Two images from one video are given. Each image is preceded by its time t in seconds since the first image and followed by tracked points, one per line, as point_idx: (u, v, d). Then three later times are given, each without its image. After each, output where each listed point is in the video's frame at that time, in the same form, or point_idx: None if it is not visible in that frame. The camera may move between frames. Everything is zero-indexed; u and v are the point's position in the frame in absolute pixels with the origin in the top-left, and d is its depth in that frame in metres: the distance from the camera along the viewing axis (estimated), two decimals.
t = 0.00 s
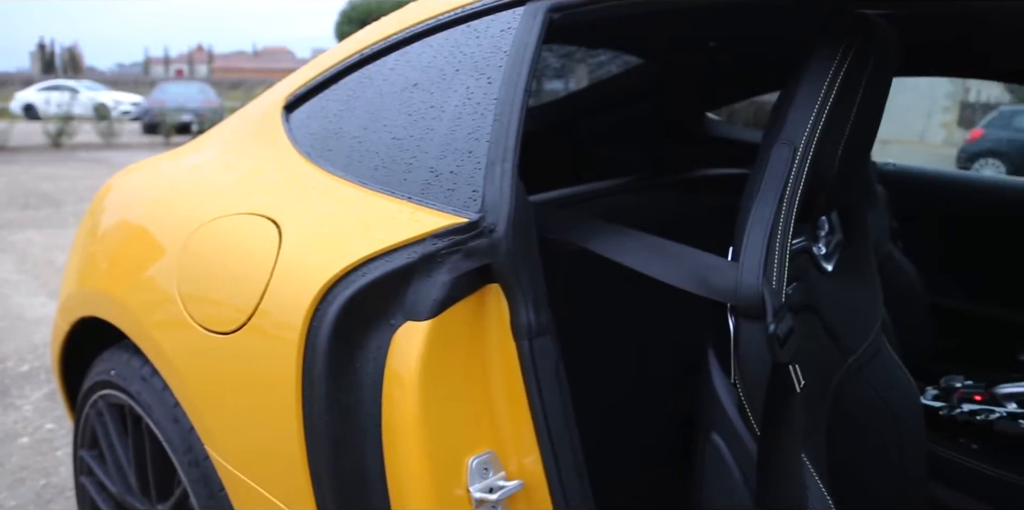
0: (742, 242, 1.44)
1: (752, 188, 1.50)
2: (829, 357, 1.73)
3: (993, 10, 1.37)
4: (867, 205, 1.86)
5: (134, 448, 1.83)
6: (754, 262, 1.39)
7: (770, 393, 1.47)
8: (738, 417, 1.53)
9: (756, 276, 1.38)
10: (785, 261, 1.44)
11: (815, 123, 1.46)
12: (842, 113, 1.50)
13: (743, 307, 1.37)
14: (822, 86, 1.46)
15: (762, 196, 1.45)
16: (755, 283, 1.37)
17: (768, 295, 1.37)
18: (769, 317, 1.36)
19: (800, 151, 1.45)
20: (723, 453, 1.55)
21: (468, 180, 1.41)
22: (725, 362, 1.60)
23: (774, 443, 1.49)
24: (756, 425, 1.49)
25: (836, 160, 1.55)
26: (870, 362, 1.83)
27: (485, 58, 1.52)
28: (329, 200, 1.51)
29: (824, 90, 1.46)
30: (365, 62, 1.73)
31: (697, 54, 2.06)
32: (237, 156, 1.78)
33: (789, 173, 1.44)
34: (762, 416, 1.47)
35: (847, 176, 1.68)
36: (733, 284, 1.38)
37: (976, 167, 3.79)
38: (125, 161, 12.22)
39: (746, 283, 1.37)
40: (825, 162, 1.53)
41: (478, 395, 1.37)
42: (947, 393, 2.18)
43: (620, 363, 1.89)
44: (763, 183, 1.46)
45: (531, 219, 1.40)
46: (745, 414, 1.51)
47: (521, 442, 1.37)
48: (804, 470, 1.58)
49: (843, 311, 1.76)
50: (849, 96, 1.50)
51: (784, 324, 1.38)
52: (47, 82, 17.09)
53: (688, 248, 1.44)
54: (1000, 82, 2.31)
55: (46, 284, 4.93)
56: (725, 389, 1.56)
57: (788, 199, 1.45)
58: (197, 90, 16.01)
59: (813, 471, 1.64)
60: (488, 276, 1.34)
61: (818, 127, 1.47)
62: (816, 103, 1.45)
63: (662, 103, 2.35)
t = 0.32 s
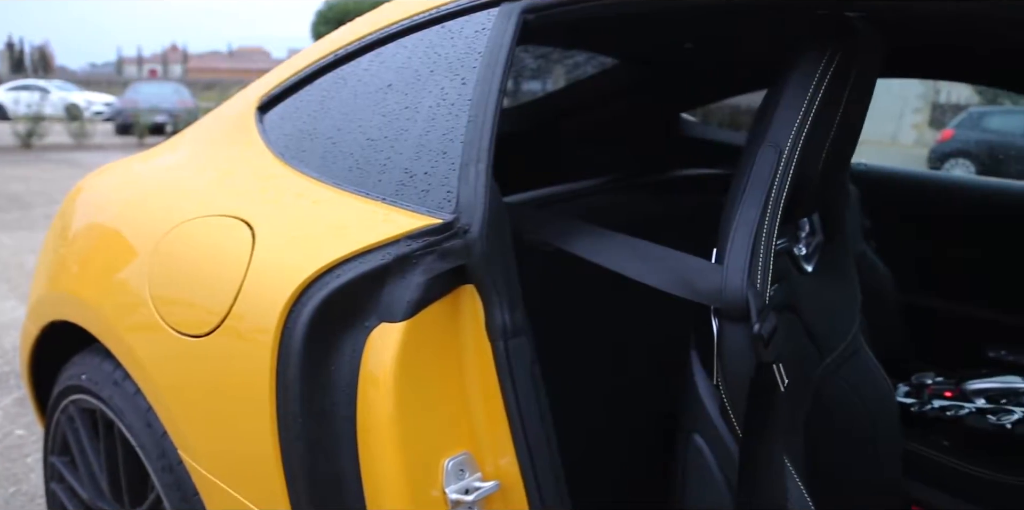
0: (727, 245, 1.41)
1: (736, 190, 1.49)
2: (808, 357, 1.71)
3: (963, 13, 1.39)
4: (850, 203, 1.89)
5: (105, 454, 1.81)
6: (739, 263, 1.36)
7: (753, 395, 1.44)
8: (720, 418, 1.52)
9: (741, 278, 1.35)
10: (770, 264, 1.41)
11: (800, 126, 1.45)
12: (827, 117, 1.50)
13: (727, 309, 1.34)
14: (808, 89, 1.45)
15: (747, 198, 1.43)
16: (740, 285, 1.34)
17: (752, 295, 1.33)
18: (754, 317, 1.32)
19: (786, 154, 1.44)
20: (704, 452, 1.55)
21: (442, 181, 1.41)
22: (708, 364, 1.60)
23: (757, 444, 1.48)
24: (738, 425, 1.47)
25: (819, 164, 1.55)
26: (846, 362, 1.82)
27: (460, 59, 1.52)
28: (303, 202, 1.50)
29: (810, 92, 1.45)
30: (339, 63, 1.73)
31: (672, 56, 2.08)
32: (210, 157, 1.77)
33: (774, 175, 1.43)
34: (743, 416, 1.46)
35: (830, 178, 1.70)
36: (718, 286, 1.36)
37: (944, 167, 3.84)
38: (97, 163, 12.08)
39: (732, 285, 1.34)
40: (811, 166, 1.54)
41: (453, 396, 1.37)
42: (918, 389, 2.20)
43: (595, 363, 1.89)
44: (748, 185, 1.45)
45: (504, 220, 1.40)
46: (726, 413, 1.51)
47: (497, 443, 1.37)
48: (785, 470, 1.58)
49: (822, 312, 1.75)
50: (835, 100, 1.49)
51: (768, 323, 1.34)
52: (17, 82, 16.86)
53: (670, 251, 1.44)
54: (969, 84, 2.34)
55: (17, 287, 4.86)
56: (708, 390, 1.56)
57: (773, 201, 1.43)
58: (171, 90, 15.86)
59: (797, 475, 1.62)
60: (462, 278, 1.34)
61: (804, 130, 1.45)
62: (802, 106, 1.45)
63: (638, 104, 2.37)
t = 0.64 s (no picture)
0: (712, 249, 1.39)
1: (721, 193, 1.47)
2: (789, 360, 1.70)
3: (936, 16, 1.40)
4: (833, 204, 1.86)
5: (77, 459, 1.79)
6: (725, 268, 1.35)
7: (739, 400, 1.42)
8: (704, 422, 1.51)
9: (728, 281, 1.33)
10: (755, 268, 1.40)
11: (787, 130, 1.43)
12: (813, 122, 1.49)
13: (712, 313, 1.33)
14: (796, 93, 1.44)
15: (733, 202, 1.41)
16: (726, 289, 1.33)
17: (739, 300, 1.32)
18: (740, 319, 1.31)
19: (772, 158, 1.42)
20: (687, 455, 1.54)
21: (417, 182, 1.41)
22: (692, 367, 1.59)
23: (739, 445, 1.48)
24: (721, 428, 1.46)
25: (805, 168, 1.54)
26: (825, 364, 1.82)
27: (435, 60, 1.52)
28: (277, 203, 1.49)
29: (798, 97, 1.44)
30: (313, 64, 1.72)
31: (647, 56, 2.08)
32: (184, 158, 1.75)
33: (761, 179, 1.41)
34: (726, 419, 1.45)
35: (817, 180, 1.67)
36: (703, 290, 1.35)
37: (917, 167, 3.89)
38: (69, 164, 11.95)
39: (718, 288, 1.33)
40: (797, 172, 1.53)
41: (430, 397, 1.37)
42: (891, 386, 2.24)
43: (569, 364, 1.90)
44: (734, 188, 1.43)
45: (479, 221, 1.40)
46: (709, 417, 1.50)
47: (474, 444, 1.37)
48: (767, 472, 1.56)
49: (803, 314, 1.74)
50: (820, 105, 1.48)
51: (754, 324, 1.33)
52: None
53: (651, 253, 1.43)
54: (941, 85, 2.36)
55: None
56: (692, 393, 1.55)
57: (759, 205, 1.41)
58: (145, 91, 15.71)
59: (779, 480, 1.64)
60: (438, 279, 1.34)
61: (790, 134, 1.44)
62: (789, 110, 1.43)
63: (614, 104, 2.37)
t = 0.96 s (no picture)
0: (698, 252, 1.40)
1: (707, 196, 1.46)
2: (769, 360, 1.70)
3: (920, 20, 1.39)
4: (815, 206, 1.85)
5: (50, 464, 1.77)
6: (711, 271, 1.36)
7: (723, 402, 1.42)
8: (686, 424, 1.51)
9: (714, 286, 1.34)
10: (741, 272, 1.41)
11: (774, 134, 1.43)
12: (800, 125, 1.48)
13: (699, 316, 1.34)
14: (784, 96, 1.43)
15: (720, 205, 1.41)
16: (712, 293, 1.34)
17: (724, 303, 1.33)
18: (725, 320, 1.31)
19: (759, 161, 1.42)
20: (670, 458, 1.54)
21: (393, 183, 1.40)
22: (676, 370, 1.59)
23: (724, 446, 1.43)
24: (703, 429, 1.47)
25: (790, 170, 1.53)
26: (807, 363, 1.83)
27: (410, 60, 1.52)
28: (253, 204, 1.48)
29: (785, 99, 1.43)
30: (288, 64, 1.71)
31: (625, 56, 2.06)
32: (158, 159, 1.73)
33: (747, 183, 1.41)
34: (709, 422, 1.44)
35: (802, 185, 1.66)
36: (689, 292, 1.36)
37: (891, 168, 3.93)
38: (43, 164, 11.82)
39: (704, 292, 1.34)
40: (782, 173, 1.52)
41: (407, 398, 1.37)
42: (866, 384, 2.28)
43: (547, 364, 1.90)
44: (720, 191, 1.42)
45: (454, 222, 1.41)
46: (692, 419, 1.49)
47: (451, 445, 1.37)
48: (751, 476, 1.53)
49: (784, 316, 1.74)
50: (807, 108, 1.47)
51: (739, 325, 1.33)
52: None
53: (636, 256, 1.43)
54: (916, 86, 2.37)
55: None
56: (675, 395, 1.55)
57: (746, 208, 1.41)
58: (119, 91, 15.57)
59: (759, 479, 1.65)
60: (414, 280, 1.34)
61: (777, 137, 1.43)
62: (777, 112, 1.42)
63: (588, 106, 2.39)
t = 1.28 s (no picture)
0: (684, 253, 1.40)
1: (692, 197, 1.47)
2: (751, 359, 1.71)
3: (903, 25, 1.40)
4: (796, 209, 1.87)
5: (24, 469, 1.75)
6: (697, 273, 1.36)
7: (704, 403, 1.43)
8: (670, 424, 1.52)
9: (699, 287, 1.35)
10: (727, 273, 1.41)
11: (760, 136, 1.43)
12: (786, 127, 1.49)
13: (684, 318, 1.34)
14: (770, 99, 1.44)
15: (706, 206, 1.41)
16: (698, 295, 1.34)
17: (709, 304, 1.33)
18: (710, 321, 1.31)
19: (746, 163, 1.42)
20: (653, 458, 1.54)
21: (372, 183, 1.40)
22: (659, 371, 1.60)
23: (705, 446, 1.44)
24: (688, 430, 1.47)
25: (774, 173, 1.54)
26: (789, 363, 1.84)
27: (389, 61, 1.52)
28: (231, 205, 1.47)
29: (772, 102, 1.44)
30: (266, 64, 1.70)
31: (606, 56, 2.06)
32: (134, 159, 1.72)
33: (733, 184, 1.41)
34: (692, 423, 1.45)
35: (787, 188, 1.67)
36: (674, 294, 1.36)
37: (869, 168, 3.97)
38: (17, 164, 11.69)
39: (690, 294, 1.34)
40: (767, 175, 1.53)
41: (386, 398, 1.36)
42: (843, 382, 2.29)
43: (527, 365, 1.91)
44: (706, 192, 1.43)
45: (433, 222, 1.41)
46: (674, 419, 1.50)
47: (431, 446, 1.37)
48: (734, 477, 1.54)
49: (767, 317, 1.75)
50: (793, 111, 1.48)
51: (724, 326, 1.33)
52: None
53: (621, 257, 1.42)
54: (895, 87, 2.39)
55: None
56: (659, 397, 1.55)
57: (732, 210, 1.41)
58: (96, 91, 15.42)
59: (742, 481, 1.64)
60: (393, 281, 1.34)
61: (764, 140, 1.44)
62: (764, 115, 1.43)
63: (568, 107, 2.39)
